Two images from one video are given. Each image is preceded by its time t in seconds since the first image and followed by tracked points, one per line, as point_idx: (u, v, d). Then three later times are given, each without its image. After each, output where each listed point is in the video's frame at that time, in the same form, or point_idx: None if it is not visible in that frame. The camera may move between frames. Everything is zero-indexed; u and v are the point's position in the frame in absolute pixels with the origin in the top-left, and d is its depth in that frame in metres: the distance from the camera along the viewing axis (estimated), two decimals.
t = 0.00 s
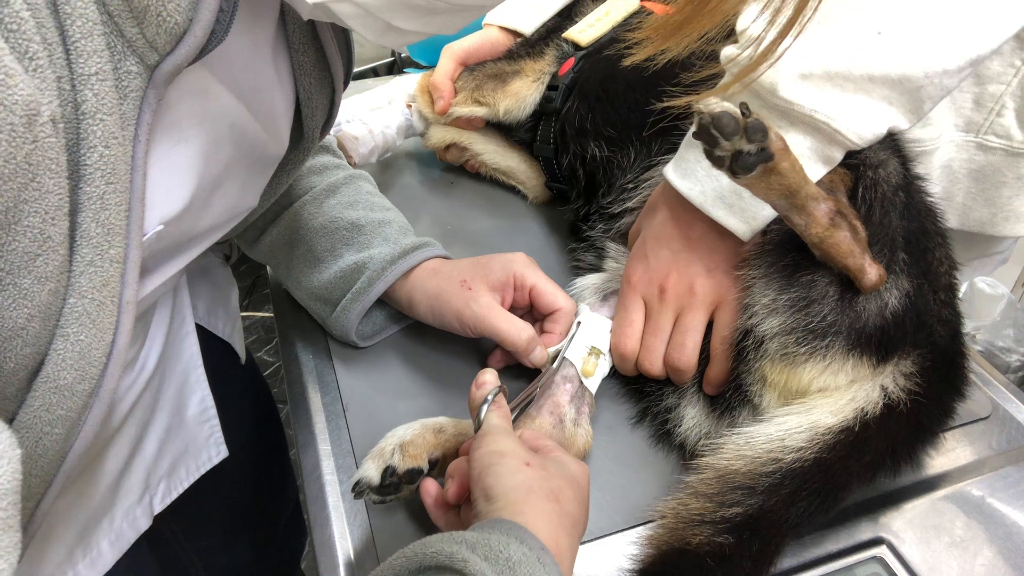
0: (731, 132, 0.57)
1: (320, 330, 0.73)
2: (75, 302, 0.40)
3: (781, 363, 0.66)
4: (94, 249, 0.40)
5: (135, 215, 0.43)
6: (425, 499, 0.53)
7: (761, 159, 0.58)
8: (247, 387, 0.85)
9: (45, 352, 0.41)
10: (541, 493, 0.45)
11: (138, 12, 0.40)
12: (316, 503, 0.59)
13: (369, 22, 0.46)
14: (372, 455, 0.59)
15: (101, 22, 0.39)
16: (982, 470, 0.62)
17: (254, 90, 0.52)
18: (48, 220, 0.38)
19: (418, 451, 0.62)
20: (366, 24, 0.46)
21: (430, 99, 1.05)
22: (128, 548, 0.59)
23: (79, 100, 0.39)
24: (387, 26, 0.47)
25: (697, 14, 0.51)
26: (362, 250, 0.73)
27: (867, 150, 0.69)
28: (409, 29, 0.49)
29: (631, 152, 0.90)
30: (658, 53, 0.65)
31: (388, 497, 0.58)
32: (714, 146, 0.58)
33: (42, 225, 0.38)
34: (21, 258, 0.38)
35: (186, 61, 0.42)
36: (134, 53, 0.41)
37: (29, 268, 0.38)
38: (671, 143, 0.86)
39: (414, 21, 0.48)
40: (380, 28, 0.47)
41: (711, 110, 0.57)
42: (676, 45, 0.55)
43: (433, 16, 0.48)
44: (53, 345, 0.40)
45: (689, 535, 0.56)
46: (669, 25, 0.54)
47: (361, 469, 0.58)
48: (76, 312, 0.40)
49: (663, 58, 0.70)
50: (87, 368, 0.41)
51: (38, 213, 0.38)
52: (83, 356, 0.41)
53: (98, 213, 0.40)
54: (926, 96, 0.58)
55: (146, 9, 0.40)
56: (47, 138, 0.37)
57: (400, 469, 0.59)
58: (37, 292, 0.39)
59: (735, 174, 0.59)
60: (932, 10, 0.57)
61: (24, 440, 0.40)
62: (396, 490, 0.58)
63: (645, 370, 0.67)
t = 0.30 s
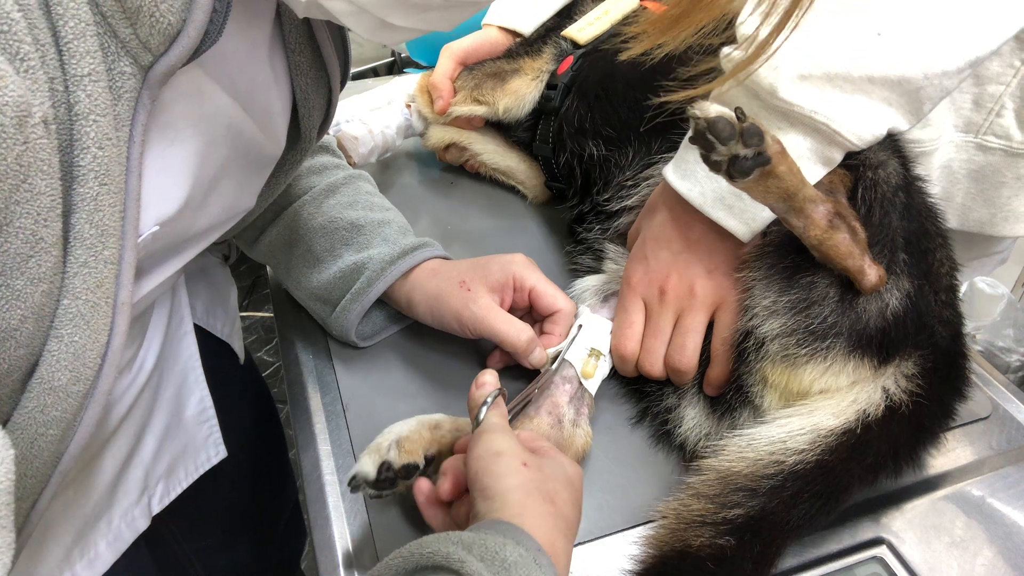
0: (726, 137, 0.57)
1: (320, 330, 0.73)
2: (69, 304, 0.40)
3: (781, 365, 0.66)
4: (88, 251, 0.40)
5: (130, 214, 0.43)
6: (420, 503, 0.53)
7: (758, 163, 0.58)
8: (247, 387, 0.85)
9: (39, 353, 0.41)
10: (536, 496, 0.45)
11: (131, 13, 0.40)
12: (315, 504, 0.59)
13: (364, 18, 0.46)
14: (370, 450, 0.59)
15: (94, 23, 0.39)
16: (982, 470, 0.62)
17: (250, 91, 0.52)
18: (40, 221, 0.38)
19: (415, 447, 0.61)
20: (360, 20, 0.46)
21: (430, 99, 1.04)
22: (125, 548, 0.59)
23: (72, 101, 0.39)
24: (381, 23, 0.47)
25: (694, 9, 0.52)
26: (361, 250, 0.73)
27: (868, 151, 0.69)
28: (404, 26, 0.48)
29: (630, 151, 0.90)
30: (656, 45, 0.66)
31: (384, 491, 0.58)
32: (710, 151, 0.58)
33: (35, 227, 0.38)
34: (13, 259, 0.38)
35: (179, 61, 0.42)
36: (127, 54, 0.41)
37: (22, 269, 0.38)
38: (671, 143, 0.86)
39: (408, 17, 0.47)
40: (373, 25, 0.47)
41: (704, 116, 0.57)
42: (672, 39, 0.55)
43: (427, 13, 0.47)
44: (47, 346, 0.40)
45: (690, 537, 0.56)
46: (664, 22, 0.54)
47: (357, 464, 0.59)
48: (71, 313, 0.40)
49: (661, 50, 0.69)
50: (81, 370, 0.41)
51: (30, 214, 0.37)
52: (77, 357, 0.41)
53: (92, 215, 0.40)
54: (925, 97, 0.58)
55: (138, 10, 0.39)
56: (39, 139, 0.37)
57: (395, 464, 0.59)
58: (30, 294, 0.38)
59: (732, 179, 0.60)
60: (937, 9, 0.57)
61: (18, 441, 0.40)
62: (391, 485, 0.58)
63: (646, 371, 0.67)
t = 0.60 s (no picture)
0: (726, 140, 0.58)
1: (320, 329, 0.73)
2: (71, 300, 0.40)
3: (781, 365, 0.66)
4: (91, 246, 0.40)
5: (134, 211, 0.43)
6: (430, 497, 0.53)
7: (758, 166, 0.58)
8: (246, 387, 0.84)
9: (40, 349, 0.40)
10: (556, 475, 0.45)
11: (133, 6, 0.39)
12: (316, 503, 0.59)
13: (359, 14, 0.46)
14: (371, 444, 0.60)
15: (97, 18, 0.39)
16: (982, 470, 0.62)
17: (252, 87, 0.52)
18: (44, 214, 0.38)
19: (416, 441, 0.62)
20: (356, 15, 0.46)
21: (431, 98, 1.04)
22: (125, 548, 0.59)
23: (76, 96, 0.39)
24: (376, 19, 0.47)
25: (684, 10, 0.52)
26: (362, 249, 0.73)
27: (869, 150, 0.69)
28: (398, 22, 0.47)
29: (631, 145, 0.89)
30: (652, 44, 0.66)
31: (386, 485, 0.58)
32: (710, 153, 0.59)
33: (38, 219, 0.38)
34: (16, 252, 0.37)
35: (183, 56, 0.42)
36: (131, 49, 0.41)
37: (24, 262, 0.38)
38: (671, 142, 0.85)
39: (401, 13, 0.46)
40: (370, 21, 0.47)
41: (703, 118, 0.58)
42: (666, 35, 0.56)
43: (421, 8, 0.46)
44: (48, 341, 0.40)
45: (691, 539, 0.56)
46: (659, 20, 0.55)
47: (360, 457, 0.59)
48: (73, 309, 0.40)
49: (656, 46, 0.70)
50: (83, 365, 0.41)
51: (35, 206, 0.37)
52: (79, 352, 0.41)
53: (95, 210, 0.40)
54: (926, 96, 0.58)
55: (141, 4, 0.39)
56: (45, 131, 0.36)
57: (396, 457, 0.59)
58: (32, 289, 0.38)
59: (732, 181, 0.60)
60: (937, 9, 0.57)
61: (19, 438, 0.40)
62: (393, 478, 0.59)
63: (646, 370, 0.67)
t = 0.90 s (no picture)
0: (731, 141, 0.57)
1: (320, 329, 0.73)
2: (70, 303, 0.40)
3: (783, 366, 0.66)
4: (90, 249, 0.40)
5: (132, 213, 0.43)
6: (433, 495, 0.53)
7: (762, 167, 0.58)
8: (247, 387, 0.84)
9: (39, 353, 0.40)
10: (552, 484, 0.44)
11: (132, 10, 0.39)
12: (316, 503, 0.59)
13: (353, 22, 0.45)
14: (375, 446, 0.60)
15: (95, 21, 0.39)
16: (982, 470, 0.62)
17: (251, 90, 0.52)
18: (42, 218, 0.38)
19: (419, 443, 0.62)
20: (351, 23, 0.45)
21: (431, 98, 1.04)
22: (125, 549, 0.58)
23: (74, 99, 0.39)
24: (370, 26, 0.46)
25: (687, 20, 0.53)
26: (363, 249, 0.73)
27: (872, 150, 0.70)
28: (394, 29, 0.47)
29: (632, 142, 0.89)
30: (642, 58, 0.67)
31: (388, 487, 0.58)
32: (714, 154, 0.58)
33: (36, 223, 0.37)
34: (14, 256, 0.37)
35: (181, 60, 0.42)
36: (129, 52, 0.41)
37: (21, 266, 0.38)
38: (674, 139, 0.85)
39: (397, 22, 0.47)
40: (363, 28, 0.46)
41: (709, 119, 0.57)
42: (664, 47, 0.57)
43: (416, 18, 0.47)
44: (47, 345, 0.40)
45: (691, 538, 0.56)
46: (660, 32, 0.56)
47: (363, 459, 0.59)
48: (72, 312, 0.40)
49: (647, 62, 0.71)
50: (82, 368, 0.41)
51: (32, 210, 0.37)
52: (78, 356, 0.40)
53: (93, 213, 0.40)
54: (930, 93, 0.58)
55: (139, 7, 0.39)
56: (41, 134, 0.36)
57: (399, 459, 0.59)
58: (30, 293, 0.38)
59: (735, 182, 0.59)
60: (941, 9, 0.57)
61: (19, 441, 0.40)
62: (396, 481, 0.58)
63: (647, 368, 0.67)
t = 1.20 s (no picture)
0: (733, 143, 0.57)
1: (320, 329, 0.73)
2: (66, 306, 0.40)
3: (786, 367, 0.66)
4: (84, 252, 0.40)
5: (128, 215, 0.42)
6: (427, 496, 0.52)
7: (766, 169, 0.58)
8: (247, 387, 0.84)
9: (36, 355, 0.40)
10: (542, 493, 0.44)
11: (127, 12, 0.39)
12: (316, 503, 0.59)
13: (351, 21, 0.45)
14: (373, 446, 0.60)
15: (89, 22, 0.39)
16: (982, 470, 0.62)
17: (248, 91, 0.52)
18: (36, 222, 0.38)
19: (419, 443, 0.62)
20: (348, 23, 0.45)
21: (431, 98, 1.04)
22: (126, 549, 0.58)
23: (67, 101, 0.38)
24: (369, 25, 0.46)
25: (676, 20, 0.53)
26: (364, 249, 0.73)
27: (873, 150, 0.70)
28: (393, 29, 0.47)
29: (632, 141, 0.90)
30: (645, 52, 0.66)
31: (388, 486, 0.58)
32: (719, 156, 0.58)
33: (30, 227, 0.37)
34: (8, 260, 0.37)
35: (176, 61, 0.42)
36: (124, 54, 0.41)
37: (15, 270, 0.38)
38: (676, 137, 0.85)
39: (397, 21, 0.47)
40: (362, 27, 0.46)
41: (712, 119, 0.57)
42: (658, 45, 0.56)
43: (415, 15, 0.47)
44: (43, 348, 0.40)
45: (693, 537, 0.56)
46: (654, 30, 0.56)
47: (362, 458, 0.59)
48: (67, 315, 0.40)
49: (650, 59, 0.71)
50: (78, 370, 0.41)
51: (25, 214, 0.37)
52: (74, 358, 0.40)
53: (88, 216, 0.40)
54: (932, 91, 0.58)
55: (134, 9, 0.39)
56: (33, 138, 0.36)
57: (398, 458, 0.59)
58: (25, 296, 0.38)
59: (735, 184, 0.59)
60: (940, 8, 0.57)
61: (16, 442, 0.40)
62: (395, 480, 0.59)
63: (650, 369, 0.67)
